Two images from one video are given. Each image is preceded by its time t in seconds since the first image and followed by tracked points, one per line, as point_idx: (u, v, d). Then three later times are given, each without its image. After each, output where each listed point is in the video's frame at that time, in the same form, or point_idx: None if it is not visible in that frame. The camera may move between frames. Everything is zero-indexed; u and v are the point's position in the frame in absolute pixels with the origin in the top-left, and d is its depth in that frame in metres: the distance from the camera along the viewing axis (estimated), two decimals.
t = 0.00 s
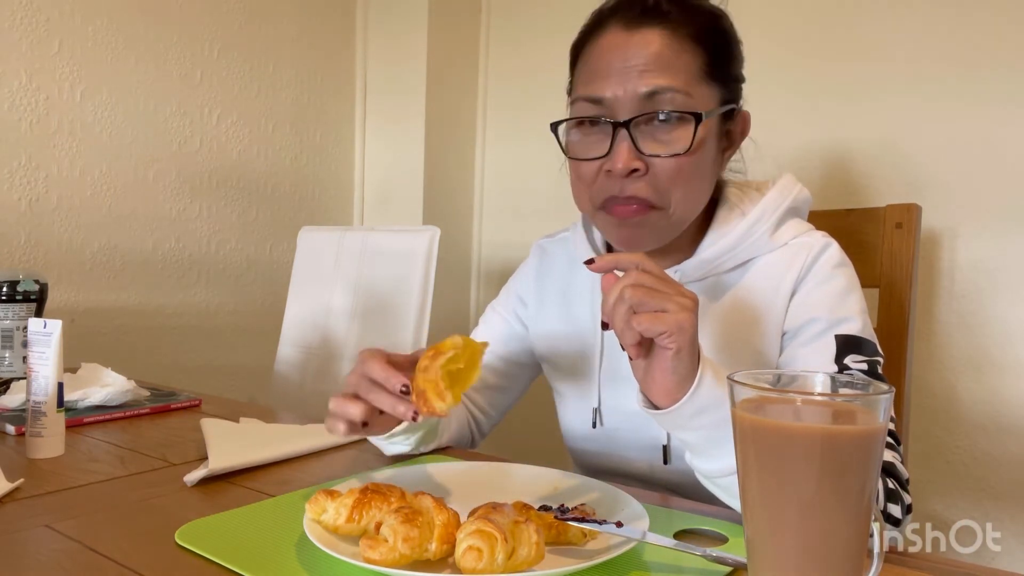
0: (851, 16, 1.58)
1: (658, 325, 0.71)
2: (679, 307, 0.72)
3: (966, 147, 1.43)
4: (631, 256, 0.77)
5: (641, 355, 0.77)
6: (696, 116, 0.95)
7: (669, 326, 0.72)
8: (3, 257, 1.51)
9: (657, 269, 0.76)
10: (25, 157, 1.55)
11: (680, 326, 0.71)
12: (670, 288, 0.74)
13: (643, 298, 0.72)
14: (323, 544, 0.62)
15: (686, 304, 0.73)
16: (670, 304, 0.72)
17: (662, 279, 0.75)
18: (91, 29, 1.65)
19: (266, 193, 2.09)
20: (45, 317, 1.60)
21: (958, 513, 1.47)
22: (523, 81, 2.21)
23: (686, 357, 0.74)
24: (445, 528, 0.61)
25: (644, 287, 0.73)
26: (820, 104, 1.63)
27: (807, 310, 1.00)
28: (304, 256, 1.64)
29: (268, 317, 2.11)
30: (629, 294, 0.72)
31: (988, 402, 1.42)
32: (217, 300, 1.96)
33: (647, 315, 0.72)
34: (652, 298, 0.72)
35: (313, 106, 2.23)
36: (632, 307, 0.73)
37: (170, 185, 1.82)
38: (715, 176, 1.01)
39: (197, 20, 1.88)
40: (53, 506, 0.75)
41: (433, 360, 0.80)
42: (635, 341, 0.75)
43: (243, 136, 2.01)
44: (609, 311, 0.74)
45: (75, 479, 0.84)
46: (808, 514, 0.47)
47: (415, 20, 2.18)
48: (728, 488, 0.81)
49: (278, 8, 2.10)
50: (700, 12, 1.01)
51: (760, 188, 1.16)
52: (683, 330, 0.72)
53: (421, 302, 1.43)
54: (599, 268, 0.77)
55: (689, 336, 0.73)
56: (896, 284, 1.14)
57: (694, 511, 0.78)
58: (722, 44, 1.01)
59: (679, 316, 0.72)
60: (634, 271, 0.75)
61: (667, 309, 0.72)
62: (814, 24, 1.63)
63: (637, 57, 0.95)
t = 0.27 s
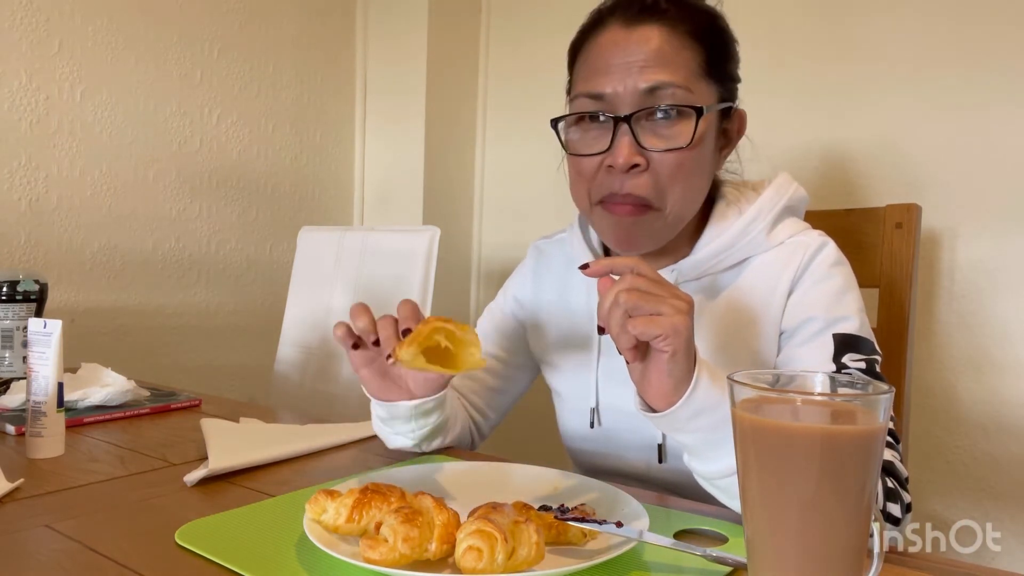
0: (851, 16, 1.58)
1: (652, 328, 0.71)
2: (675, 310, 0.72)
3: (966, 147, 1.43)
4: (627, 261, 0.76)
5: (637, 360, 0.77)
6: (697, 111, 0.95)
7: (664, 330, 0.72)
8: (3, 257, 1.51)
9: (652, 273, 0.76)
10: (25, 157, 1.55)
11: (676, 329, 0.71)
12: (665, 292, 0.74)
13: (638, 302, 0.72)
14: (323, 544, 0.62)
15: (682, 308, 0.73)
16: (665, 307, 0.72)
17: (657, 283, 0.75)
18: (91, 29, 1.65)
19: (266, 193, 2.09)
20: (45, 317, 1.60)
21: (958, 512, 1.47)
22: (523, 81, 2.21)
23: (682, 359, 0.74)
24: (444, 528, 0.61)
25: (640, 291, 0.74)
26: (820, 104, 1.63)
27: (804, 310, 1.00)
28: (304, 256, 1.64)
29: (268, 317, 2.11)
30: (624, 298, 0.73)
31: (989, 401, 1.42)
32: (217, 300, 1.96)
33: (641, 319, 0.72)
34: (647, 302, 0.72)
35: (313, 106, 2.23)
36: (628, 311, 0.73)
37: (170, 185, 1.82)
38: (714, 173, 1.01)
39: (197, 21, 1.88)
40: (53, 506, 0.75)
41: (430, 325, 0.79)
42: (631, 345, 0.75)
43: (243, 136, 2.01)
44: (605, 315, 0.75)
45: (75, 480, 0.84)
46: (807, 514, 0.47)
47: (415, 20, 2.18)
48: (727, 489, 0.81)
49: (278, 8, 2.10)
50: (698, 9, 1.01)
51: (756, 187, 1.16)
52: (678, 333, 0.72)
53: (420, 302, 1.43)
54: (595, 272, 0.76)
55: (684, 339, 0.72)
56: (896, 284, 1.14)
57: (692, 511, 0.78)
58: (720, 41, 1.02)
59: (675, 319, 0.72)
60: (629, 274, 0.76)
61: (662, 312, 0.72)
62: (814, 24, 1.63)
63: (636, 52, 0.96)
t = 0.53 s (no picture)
0: (851, 16, 1.58)
1: (650, 327, 0.72)
2: (673, 309, 0.73)
3: (966, 147, 1.43)
4: (625, 261, 0.76)
5: (637, 359, 0.77)
6: (688, 114, 0.95)
7: (662, 329, 0.72)
8: (3, 257, 1.51)
9: (652, 274, 0.76)
10: (25, 157, 1.55)
11: (674, 328, 0.72)
12: (664, 290, 0.74)
13: (636, 302, 0.72)
14: (323, 544, 0.62)
15: (680, 307, 0.73)
16: (664, 306, 0.72)
17: (655, 282, 0.75)
18: (91, 29, 1.65)
19: (266, 193, 2.09)
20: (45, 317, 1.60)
21: (958, 512, 1.47)
22: (523, 81, 2.21)
23: (681, 358, 0.74)
24: (445, 528, 0.61)
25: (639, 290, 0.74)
26: (820, 104, 1.63)
27: (802, 310, 1.00)
28: (304, 256, 1.64)
29: (268, 317, 2.11)
30: (622, 298, 0.73)
31: (988, 402, 1.42)
32: (217, 300, 1.96)
33: (640, 318, 0.73)
34: (646, 301, 0.73)
35: (313, 106, 2.23)
36: (626, 310, 0.73)
37: (170, 184, 1.82)
38: (708, 176, 1.01)
39: (197, 21, 1.88)
40: (53, 506, 0.75)
41: (445, 279, 0.86)
42: (631, 345, 0.75)
43: (243, 136, 2.01)
44: (605, 314, 0.75)
45: (75, 480, 0.84)
46: (807, 514, 0.47)
47: (415, 19, 2.17)
48: (727, 489, 0.80)
49: (278, 7, 2.10)
50: (688, 13, 1.02)
51: (752, 187, 1.16)
52: (676, 332, 0.72)
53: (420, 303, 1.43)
54: (593, 273, 0.76)
55: (683, 338, 0.73)
56: (896, 284, 1.14)
57: (692, 511, 0.78)
58: (711, 44, 1.02)
59: (673, 318, 0.72)
60: (628, 275, 0.75)
61: (660, 311, 0.72)
62: (814, 24, 1.63)
63: (627, 56, 0.96)
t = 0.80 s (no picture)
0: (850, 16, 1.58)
1: (647, 328, 0.72)
2: (669, 310, 0.73)
3: (966, 147, 1.43)
4: (620, 264, 0.76)
5: (634, 361, 0.77)
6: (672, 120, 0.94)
7: (658, 330, 0.72)
8: (3, 257, 1.51)
9: (647, 275, 0.76)
10: (25, 157, 1.55)
11: (670, 329, 0.72)
12: (660, 291, 0.74)
13: (632, 303, 0.72)
14: (323, 544, 0.62)
15: (677, 308, 0.73)
16: (659, 307, 0.72)
17: (651, 283, 0.75)
18: (91, 30, 1.65)
19: (266, 193, 2.09)
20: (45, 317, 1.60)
21: (958, 512, 1.47)
22: (523, 81, 2.21)
23: (677, 359, 0.74)
24: (444, 528, 0.61)
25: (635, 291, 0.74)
26: (820, 104, 1.63)
27: (796, 311, 1.00)
28: (304, 256, 1.64)
29: (268, 317, 2.11)
30: (618, 300, 0.73)
31: (988, 402, 1.42)
32: (217, 300, 1.96)
33: (636, 319, 0.73)
34: (642, 302, 0.72)
35: (313, 106, 2.23)
36: (623, 312, 0.73)
37: (170, 184, 1.82)
38: (696, 179, 1.01)
39: (197, 21, 1.88)
40: (53, 506, 0.75)
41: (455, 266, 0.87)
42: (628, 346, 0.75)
43: (243, 136, 2.01)
44: (602, 316, 0.75)
45: (75, 480, 0.84)
46: (807, 514, 0.47)
47: (416, 19, 2.17)
48: (724, 489, 0.80)
49: (278, 7, 2.10)
50: (671, 16, 1.01)
51: (746, 187, 1.16)
52: (673, 333, 0.72)
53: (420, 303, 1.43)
54: (590, 275, 0.77)
55: (679, 338, 0.73)
56: (896, 285, 1.14)
57: (689, 510, 0.78)
58: (694, 46, 1.02)
59: (670, 319, 0.72)
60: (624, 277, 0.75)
61: (657, 312, 0.72)
62: (814, 24, 1.63)
63: (610, 62, 0.95)
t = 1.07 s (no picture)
0: (850, 16, 1.58)
1: (645, 329, 0.72)
2: (668, 310, 0.73)
3: (966, 146, 1.43)
4: (618, 265, 0.76)
5: (633, 361, 0.77)
6: (667, 119, 0.94)
7: (657, 330, 0.72)
8: (3, 257, 1.51)
9: (645, 276, 0.76)
10: (25, 157, 1.55)
11: (668, 329, 0.72)
12: (658, 291, 0.74)
13: (630, 304, 0.72)
14: (323, 544, 0.62)
15: (675, 308, 0.73)
16: (658, 307, 0.72)
17: (649, 283, 0.75)
18: (91, 30, 1.65)
19: (266, 193, 2.09)
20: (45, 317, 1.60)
21: (958, 512, 1.47)
22: (523, 81, 2.21)
23: (676, 359, 0.74)
24: (445, 528, 0.61)
25: (633, 292, 0.74)
26: (820, 104, 1.63)
27: (794, 311, 1.00)
28: (304, 256, 1.64)
29: (268, 317, 2.11)
30: (617, 301, 0.73)
31: (988, 401, 1.42)
32: (218, 300, 1.96)
33: (634, 320, 0.73)
34: (641, 302, 0.72)
35: (313, 106, 2.23)
36: (621, 313, 0.73)
37: (170, 184, 1.82)
38: (693, 178, 1.01)
39: (197, 21, 1.88)
40: (53, 506, 0.75)
41: (456, 265, 0.87)
42: (626, 347, 0.76)
43: (243, 136, 2.01)
44: (600, 317, 0.75)
45: (75, 479, 0.83)
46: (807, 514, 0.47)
47: (416, 19, 2.17)
48: (724, 488, 0.80)
49: (279, 6, 2.10)
50: (666, 16, 1.01)
51: (744, 187, 1.16)
52: (671, 333, 0.72)
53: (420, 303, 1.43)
54: (588, 277, 0.77)
55: (677, 338, 0.73)
56: (895, 285, 1.14)
57: (687, 510, 0.78)
58: (689, 45, 1.01)
59: (667, 319, 0.72)
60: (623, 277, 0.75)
61: (655, 313, 0.72)
62: (814, 23, 1.63)
63: (605, 63, 0.95)
